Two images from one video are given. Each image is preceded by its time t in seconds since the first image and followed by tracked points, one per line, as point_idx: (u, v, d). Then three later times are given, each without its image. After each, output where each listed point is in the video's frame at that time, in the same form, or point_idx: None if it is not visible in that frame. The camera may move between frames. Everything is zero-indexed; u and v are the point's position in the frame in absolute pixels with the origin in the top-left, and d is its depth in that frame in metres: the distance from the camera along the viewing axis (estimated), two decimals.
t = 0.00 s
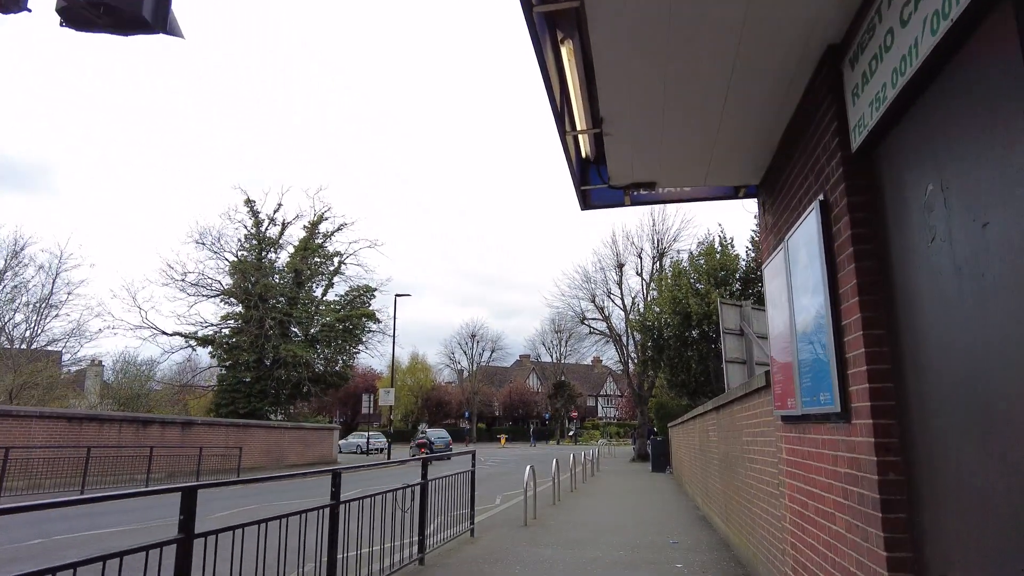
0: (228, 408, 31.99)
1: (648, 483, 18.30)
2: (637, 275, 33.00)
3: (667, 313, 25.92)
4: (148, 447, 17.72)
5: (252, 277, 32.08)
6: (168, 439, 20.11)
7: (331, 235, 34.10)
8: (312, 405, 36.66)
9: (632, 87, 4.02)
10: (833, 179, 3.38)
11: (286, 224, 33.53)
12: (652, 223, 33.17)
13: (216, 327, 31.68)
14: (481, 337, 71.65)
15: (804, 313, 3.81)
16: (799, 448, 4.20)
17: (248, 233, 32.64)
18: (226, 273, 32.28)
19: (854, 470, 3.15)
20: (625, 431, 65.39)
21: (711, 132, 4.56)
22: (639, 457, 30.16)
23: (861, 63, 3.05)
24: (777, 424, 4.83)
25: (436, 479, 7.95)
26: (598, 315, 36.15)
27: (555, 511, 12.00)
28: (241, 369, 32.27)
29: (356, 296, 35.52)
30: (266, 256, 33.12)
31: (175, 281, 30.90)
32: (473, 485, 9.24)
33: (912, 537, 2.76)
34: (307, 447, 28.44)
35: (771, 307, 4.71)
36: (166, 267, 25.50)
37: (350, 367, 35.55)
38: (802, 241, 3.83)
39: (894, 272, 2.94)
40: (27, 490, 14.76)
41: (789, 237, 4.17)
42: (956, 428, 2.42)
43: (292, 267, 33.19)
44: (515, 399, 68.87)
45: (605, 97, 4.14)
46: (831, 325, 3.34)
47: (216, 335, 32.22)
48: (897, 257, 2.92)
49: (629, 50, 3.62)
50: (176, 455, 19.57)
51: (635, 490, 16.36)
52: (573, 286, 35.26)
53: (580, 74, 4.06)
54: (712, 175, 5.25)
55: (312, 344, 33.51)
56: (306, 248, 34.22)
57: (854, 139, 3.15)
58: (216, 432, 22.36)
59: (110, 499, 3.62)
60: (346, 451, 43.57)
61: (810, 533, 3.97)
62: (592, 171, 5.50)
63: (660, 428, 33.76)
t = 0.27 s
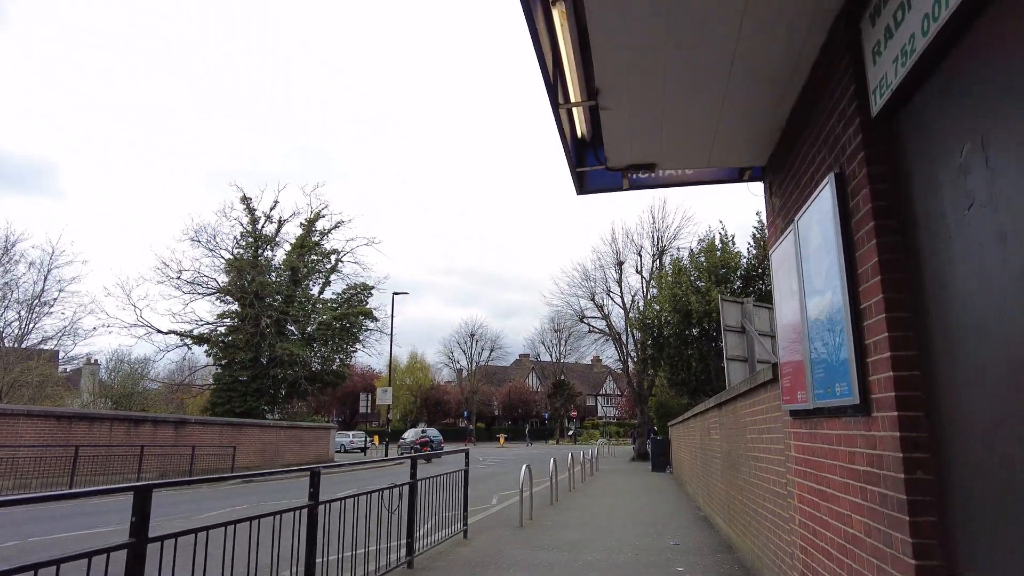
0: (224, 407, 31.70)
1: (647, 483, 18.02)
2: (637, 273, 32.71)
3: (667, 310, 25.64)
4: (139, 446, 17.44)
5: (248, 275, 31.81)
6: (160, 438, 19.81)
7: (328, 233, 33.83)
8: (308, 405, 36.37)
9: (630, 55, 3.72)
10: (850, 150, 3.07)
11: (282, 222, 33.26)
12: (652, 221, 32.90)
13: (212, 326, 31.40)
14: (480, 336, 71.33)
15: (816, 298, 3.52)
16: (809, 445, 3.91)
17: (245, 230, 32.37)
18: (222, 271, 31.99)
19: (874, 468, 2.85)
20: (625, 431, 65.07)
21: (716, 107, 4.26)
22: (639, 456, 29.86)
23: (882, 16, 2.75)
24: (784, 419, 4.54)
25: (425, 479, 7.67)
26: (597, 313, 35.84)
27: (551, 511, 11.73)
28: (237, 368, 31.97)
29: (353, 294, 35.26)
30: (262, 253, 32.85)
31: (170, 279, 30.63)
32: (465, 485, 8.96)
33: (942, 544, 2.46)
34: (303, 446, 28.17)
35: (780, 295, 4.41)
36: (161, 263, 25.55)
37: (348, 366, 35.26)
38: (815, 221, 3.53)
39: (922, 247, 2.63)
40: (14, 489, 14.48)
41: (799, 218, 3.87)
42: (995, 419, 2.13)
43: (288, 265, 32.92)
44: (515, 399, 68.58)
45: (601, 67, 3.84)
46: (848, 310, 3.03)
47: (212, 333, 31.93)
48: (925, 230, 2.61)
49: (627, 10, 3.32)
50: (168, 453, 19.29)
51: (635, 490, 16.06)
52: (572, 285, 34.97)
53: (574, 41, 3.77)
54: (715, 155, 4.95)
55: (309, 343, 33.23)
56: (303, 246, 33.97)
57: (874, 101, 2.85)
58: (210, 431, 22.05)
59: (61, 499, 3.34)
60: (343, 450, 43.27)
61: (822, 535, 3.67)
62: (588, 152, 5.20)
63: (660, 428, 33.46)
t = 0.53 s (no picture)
0: (219, 408, 31.36)
1: (649, 485, 17.69)
2: (637, 272, 32.38)
3: (668, 309, 25.31)
4: (131, 448, 17.11)
5: (244, 275, 31.46)
6: (153, 440, 19.45)
7: (325, 232, 33.50)
8: (306, 406, 36.04)
9: (633, 24, 3.39)
10: (880, 121, 2.73)
11: (278, 221, 32.92)
12: (652, 219, 32.55)
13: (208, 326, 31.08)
14: (479, 336, 70.96)
15: (837, 291, 3.20)
16: (828, 451, 3.59)
17: (241, 229, 32.03)
18: (218, 271, 31.64)
19: (909, 480, 2.52)
20: (625, 431, 64.77)
21: (726, 84, 3.93)
22: (640, 457, 29.53)
23: None
24: (798, 422, 4.21)
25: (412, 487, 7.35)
26: (597, 313, 35.50)
27: (550, 516, 11.40)
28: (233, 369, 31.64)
29: (350, 293, 34.92)
30: (258, 253, 32.50)
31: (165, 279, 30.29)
32: (458, 491, 8.64)
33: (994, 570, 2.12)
34: (299, 447, 27.84)
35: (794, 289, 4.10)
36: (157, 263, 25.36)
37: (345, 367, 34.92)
38: (836, 206, 3.20)
39: (968, 228, 2.30)
40: None
41: (817, 204, 3.55)
42: None
43: (285, 264, 32.57)
44: (514, 399, 68.22)
45: (602, 38, 3.50)
46: (878, 302, 2.70)
47: (208, 333, 31.59)
48: (971, 208, 2.28)
49: None
50: (160, 455, 18.95)
51: (635, 493, 15.73)
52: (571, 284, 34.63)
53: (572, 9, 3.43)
54: (723, 136, 4.60)
55: (306, 343, 32.88)
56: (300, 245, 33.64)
57: (908, 66, 2.52)
58: (203, 433, 21.71)
59: None
60: (341, 451, 42.89)
61: (843, 551, 3.34)
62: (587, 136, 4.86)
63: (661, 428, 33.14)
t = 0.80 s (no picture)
0: (216, 407, 31.09)
1: (651, 485, 17.40)
2: (638, 271, 32.09)
3: (670, 307, 25.02)
4: (123, 448, 16.83)
5: (242, 273, 31.18)
6: (147, 440, 19.16)
7: (323, 230, 33.21)
8: (303, 405, 35.76)
9: None
10: (921, 79, 2.41)
11: (276, 219, 32.63)
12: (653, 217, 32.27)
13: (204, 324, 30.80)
14: (479, 335, 70.66)
15: (866, 274, 2.89)
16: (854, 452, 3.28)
17: (238, 227, 31.74)
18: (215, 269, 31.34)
19: (958, 483, 2.22)
20: (626, 431, 64.46)
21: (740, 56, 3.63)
22: (641, 457, 29.24)
23: None
24: (818, 421, 3.90)
25: (403, 487, 7.04)
26: (598, 311, 35.20)
27: (550, 517, 11.11)
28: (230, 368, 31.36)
29: (349, 292, 34.64)
30: (256, 251, 32.22)
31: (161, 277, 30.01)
32: (455, 492, 8.32)
33: None
34: (296, 447, 27.55)
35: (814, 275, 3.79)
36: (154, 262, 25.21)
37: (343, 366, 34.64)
38: (865, 181, 2.88)
39: None
40: None
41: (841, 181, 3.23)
42: None
43: (282, 262, 32.27)
44: (514, 399, 67.91)
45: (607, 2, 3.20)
46: (918, 283, 2.39)
47: (204, 331, 31.31)
48: None
49: None
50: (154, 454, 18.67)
51: (636, 493, 15.44)
52: (572, 282, 34.32)
53: None
54: (735, 114, 4.28)
55: (304, 342, 32.59)
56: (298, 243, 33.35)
57: (957, 14, 2.22)
58: (198, 432, 21.43)
59: None
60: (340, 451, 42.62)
61: (872, 559, 3.05)
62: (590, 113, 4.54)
63: (662, 428, 32.85)
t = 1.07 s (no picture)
0: (213, 407, 30.80)
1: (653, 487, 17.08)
2: (639, 270, 31.76)
3: (672, 306, 24.70)
4: (116, 449, 16.55)
5: (239, 272, 30.89)
6: (141, 441, 18.89)
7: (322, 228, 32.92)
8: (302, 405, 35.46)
9: None
10: (977, 34, 2.10)
11: (274, 217, 32.34)
12: (655, 216, 31.95)
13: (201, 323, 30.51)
14: (479, 335, 70.30)
15: (904, 260, 2.57)
16: (884, 458, 2.96)
17: (235, 225, 31.47)
18: (212, 267, 31.06)
19: None
20: (627, 432, 64.06)
21: (758, 27, 3.31)
22: (642, 458, 28.92)
23: None
24: (840, 423, 3.60)
25: (396, 492, 6.74)
26: (598, 311, 34.88)
27: (549, 522, 10.79)
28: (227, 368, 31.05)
29: (347, 291, 34.34)
30: (253, 249, 31.94)
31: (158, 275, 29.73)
32: (451, 496, 8.02)
33: None
34: (294, 448, 27.24)
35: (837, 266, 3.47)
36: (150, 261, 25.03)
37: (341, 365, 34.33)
38: (903, 156, 2.57)
39: None
40: None
41: (872, 159, 2.92)
42: None
43: (280, 260, 31.98)
44: (515, 399, 67.54)
45: None
46: (974, 267, 2.07)
47: (201, 331, 31.03)
48: None
49: None
50: (148, 455, 18.40)
51: (638, 496, 15.12)
52: (573, 281, 34.00)
53: None
54: (749, 93, 3.97)
55: (302, 341, 32.29)
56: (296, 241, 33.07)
57: None
58: (193, 433, 21.12)
59: None
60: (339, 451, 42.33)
61: None
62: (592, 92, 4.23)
63: (663, 429, 32.52)
